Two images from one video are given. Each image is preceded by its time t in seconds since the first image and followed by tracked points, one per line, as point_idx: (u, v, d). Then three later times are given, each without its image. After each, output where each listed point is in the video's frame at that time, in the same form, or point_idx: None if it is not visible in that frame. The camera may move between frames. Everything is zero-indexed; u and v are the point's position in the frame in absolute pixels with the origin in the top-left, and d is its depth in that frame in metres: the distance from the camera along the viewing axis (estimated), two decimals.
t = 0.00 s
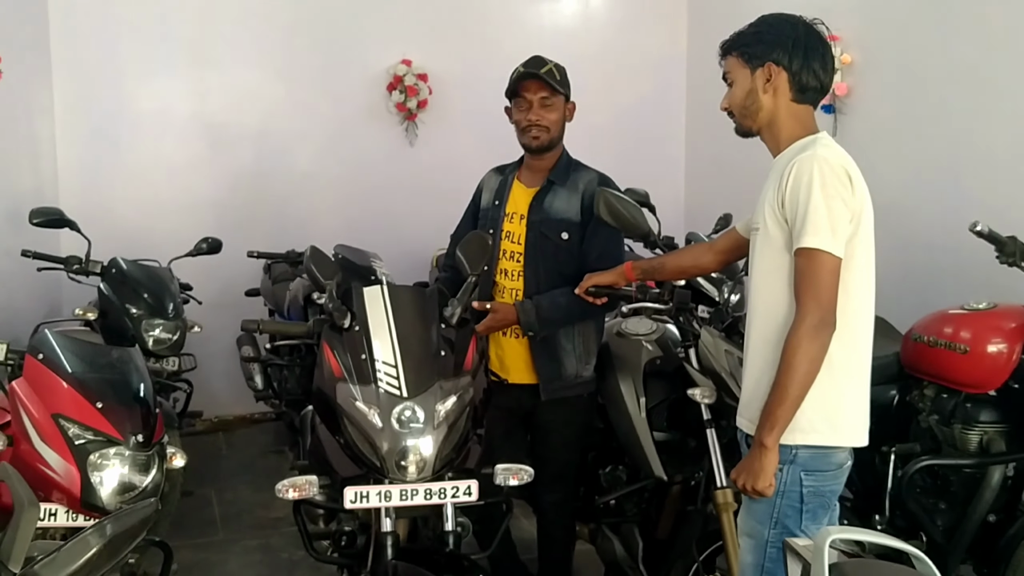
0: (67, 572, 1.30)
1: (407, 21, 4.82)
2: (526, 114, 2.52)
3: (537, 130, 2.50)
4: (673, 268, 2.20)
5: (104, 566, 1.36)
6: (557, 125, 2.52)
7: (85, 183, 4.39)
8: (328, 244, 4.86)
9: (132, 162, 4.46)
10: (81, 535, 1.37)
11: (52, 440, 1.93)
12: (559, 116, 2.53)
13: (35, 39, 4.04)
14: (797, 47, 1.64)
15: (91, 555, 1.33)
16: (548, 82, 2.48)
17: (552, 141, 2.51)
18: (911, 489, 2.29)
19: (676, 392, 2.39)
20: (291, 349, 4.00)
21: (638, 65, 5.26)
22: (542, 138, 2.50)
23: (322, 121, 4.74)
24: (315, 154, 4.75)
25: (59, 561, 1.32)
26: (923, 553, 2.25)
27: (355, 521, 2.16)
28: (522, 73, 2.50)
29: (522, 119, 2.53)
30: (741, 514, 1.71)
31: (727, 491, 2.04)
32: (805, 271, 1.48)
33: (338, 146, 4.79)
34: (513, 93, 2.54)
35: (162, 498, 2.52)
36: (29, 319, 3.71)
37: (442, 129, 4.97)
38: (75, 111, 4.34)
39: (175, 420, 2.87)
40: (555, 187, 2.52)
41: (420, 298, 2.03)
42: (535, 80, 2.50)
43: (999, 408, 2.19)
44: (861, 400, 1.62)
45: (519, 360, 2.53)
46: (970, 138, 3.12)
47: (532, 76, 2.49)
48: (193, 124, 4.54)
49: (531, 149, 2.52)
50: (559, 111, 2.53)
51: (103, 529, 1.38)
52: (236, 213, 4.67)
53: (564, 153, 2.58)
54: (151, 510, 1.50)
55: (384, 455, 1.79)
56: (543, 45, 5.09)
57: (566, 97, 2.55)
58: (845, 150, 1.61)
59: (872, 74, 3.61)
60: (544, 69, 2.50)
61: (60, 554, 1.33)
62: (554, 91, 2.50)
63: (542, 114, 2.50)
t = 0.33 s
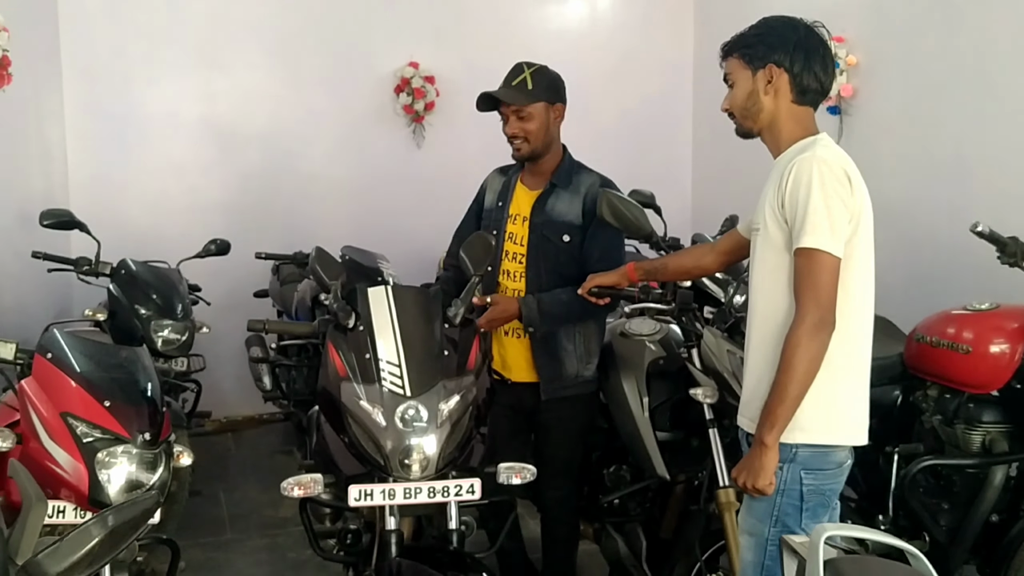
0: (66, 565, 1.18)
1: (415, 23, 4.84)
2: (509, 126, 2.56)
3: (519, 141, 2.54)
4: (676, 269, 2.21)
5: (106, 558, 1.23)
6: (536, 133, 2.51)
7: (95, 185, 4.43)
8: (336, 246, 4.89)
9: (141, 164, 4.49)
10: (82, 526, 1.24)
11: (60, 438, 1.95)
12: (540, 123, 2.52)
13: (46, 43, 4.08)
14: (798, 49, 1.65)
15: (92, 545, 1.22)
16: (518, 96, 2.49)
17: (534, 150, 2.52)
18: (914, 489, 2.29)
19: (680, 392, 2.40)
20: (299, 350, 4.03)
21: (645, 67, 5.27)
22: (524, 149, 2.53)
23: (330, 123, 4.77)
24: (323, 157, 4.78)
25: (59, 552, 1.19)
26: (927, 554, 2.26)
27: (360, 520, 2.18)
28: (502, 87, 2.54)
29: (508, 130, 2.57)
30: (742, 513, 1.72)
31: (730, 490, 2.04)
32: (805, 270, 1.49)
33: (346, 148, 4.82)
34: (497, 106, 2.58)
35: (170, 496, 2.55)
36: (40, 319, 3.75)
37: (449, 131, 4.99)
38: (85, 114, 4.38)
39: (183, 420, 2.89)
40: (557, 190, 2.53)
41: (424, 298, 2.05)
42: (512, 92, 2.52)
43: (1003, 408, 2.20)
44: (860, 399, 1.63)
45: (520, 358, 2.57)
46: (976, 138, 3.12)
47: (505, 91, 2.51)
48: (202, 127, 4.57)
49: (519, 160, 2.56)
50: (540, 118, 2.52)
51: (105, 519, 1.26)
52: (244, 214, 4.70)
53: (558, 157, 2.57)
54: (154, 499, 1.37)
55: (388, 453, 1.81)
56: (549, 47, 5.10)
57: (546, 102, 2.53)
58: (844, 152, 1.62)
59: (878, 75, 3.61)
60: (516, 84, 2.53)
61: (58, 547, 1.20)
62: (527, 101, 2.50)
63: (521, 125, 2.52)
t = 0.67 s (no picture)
0: (71, 553, 1.26)
1: (422, 26, 4.86)
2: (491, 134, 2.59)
3: (500, 150, 2.58)
4: (677, 270, 2.21)
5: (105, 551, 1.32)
6: (515, 142, 2.54)
7: (105, 187, 4.47)
8: (344, 247, 4.91)
9: (151, 166, 4.53)
10: (83, 519, 1.32)
11: (68, 436, 1.98)
12: (518, 131, 2.54)
13: (57, 46, 4.12)
14: (799, 51, 1.66)
15: (96, 534, 1.30)
16: (489, 111, 2.50)
17: (516, 158, 2.57)
18: (918, 490, 2.29)
19: (683, 392, 2.41)
20: (306, 351, 4.06)
21: (651, 69, 5.27)
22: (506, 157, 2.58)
23: (339, 125, 4.80)
24: (331, 159, 4.81)
25: (63, 542, 1.27)
26: (930, 555, 2.26)
27: (366, 518, 2.19)
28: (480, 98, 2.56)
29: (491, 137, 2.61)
30: (742, 512, 1.74)
31: (732, 490, 2.05)
32: (804, 271, 1.50)
33: (354, 150, 4.84)
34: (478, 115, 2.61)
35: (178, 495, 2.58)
36: (50, 320, 3.79)
37: (456, 133, 5.01)
38: (95, 117, 4.42)
39: (191, 420, 2.92)
40: (549, 186, 2.59)
41: (427, 299, 2.07)
42: (487, 103, 2.53)
43: (1006, 408, 2.19)
44: (860, 399, 1.63)
45: (525, 354, 2.60)
46: (983, 139, 3.11)
47: (478, 106, 2.53)
48: (211, 129, 4.61)
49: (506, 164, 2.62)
50: (518, 125, 2.54)
51: (106, 513, 1.35)
52: (252, 216, 4.73)
53: (543, 157, 2.61)
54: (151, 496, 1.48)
55: (391, 452, 1.82)
56: (557, 49, 5.11)
57: (521, 110, 2.53)
58: (844, 153, 1.63)
59: (884, 77, 3.60)
60: (489, 96, 2.54)
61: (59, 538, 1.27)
62: (501, 113, 2.51)
63: (500, 135, 2.55)
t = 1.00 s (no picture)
0: (82, 545, 1.27)
1: (432, 28, 4.89)
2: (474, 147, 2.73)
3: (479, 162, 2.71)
4: (684, 271, 2.22)
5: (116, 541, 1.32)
6: (486, 158, 2.66)
7: (117, 188, 4.51)
8: (354, 248, 4.94)
9: (162, 167, 4.57)
10: (95, 510, 1.33)
11: (80, 434, 2.01)
12: (486, 147, 2.65)
13: (69, 48, 4.16)
14: (803, 52, 1.67)
15: (105, 527, 1.30)
16: (456, 134, 2.63)
17: (493, 170, 2.70)
18: (924, 490, 2.30)
19: (690, 392, 2.42)
20: (317, 351, 4.08)
21: (660, 70, 5.28)
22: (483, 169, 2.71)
23: (349, 127, 4.83)
24: (341, 160, 4.84)
25: (75, 533, 1.28)
26: (936, 555, 2.26)
27: (374, 517, 2.20)
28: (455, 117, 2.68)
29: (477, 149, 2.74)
30: (747, 510, 1.74)
31: (739, 490, 2.06)
32: (809, 271, 1.51)
33: (364, 151, 4.87)
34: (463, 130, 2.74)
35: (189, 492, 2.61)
36: (62, 320, 3.82)
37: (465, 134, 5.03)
38: (107, 119, 4.46)
39: (201, 419, 2.95)
40: (532, 189, 2.67)
41: (434, 299, 2.09)
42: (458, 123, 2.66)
43: (1013, 409, 2.20)
44: (865, 398, 1.64)
45: (519, 349, 2.71)
46: (991, 138, 3.10)
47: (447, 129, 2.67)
48: (222, 131, 4.64)
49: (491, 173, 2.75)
50: (485, 141, 2.64)
51: (117, 504, 1.34)
52: (263, 217, 4.76)
53: (521, 163, 2.67)
54: (165, 488, 1.47)
55: (399, 450, 1.84)
56: (566, 50, 5.12)
57: (485, 127, 2.62)
58: (849, 153, 1.63)
59: (893, 78, 3.60)
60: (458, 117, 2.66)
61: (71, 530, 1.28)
62: (464, 134, 2.63)
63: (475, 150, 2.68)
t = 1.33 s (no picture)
0: (94, 542, 1.29)
1: (440, 30, 4.91)
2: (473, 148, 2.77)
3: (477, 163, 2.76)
4: (691, 272, 2.22)
5: (129, 538, 1.34)
6: (491, 158, 2.71)
7: (127, 190, 4.55)
8: (363, 249, 4.96)
9: (172, 170, 4.60)
10: (107, 507, 1.35)
11: (90, 434, 2.03)
12: (492, 147, 2.70)
13: (80, 51, 4.20)
14: (809, 56, 1.67)
15: (116, 525, 1.32)
16: (462, 133, 2.67)
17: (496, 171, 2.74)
18: (931, 491, 2.30)
19: (696, 394, 2.43)
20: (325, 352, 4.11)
21: (668, 72, 5.29)
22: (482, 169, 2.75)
23: (358, 129, 4.85)
24: (349, 163, 4.86)
25: (87, 530, 1.30)
26: (943, 556, 2.27)
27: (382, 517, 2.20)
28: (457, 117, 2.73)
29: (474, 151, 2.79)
30: (753, 510, 1.75)
31: (745, 490, 2.08)
32: (814, 273, 1.52)
33: (371, 153, 4.89)
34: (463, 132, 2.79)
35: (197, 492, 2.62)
36: (73, 322, 3.86)
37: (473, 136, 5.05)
38: (118, 121, 4.49)
39: (211, 419, 2.98)
40: (520, 194, 2.69)
41: (441, 300, 2.10)
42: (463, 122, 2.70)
43: (1020, 410, 2.19)
44: (871, 399, 1.65)
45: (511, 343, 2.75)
46: (999, 139, 3.10)
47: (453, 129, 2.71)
48: (231, 133, 4.67)
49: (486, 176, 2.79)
50: (491, 140, 2.70)
51: (129, 501, 1.36)
52: (272, 219, 4.79)
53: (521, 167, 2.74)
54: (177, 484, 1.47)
55: (407, 451, 1.85)
56: (573, 52, 5.13)
57: (492, 127, 2.69)
58: (854, 155, 1.64)
59: (900, 80, 3.60)
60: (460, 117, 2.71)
61: (83, 526, 1.31)
62: (472, 133, 2.68)
63: (476, 150, 2.72)
